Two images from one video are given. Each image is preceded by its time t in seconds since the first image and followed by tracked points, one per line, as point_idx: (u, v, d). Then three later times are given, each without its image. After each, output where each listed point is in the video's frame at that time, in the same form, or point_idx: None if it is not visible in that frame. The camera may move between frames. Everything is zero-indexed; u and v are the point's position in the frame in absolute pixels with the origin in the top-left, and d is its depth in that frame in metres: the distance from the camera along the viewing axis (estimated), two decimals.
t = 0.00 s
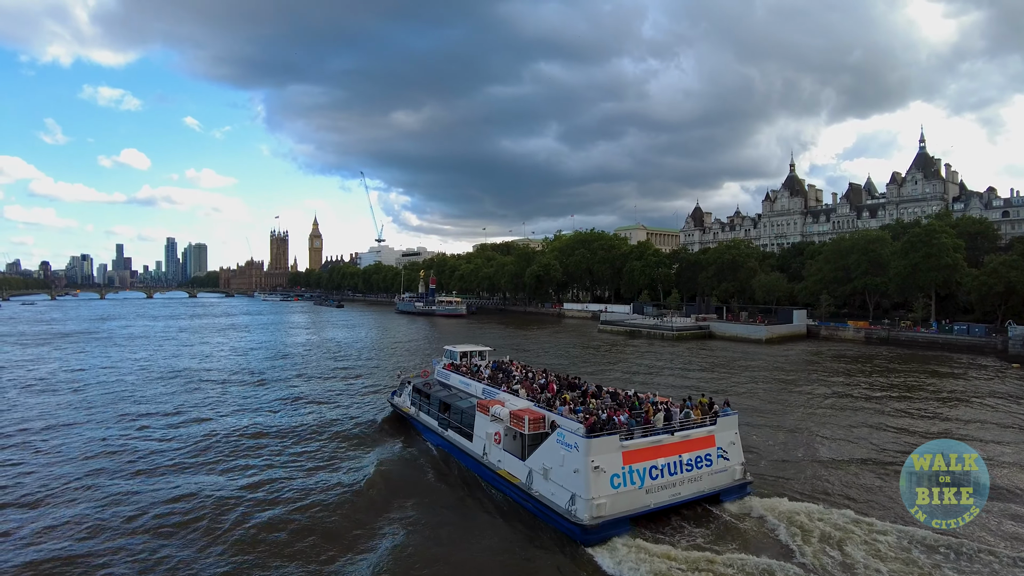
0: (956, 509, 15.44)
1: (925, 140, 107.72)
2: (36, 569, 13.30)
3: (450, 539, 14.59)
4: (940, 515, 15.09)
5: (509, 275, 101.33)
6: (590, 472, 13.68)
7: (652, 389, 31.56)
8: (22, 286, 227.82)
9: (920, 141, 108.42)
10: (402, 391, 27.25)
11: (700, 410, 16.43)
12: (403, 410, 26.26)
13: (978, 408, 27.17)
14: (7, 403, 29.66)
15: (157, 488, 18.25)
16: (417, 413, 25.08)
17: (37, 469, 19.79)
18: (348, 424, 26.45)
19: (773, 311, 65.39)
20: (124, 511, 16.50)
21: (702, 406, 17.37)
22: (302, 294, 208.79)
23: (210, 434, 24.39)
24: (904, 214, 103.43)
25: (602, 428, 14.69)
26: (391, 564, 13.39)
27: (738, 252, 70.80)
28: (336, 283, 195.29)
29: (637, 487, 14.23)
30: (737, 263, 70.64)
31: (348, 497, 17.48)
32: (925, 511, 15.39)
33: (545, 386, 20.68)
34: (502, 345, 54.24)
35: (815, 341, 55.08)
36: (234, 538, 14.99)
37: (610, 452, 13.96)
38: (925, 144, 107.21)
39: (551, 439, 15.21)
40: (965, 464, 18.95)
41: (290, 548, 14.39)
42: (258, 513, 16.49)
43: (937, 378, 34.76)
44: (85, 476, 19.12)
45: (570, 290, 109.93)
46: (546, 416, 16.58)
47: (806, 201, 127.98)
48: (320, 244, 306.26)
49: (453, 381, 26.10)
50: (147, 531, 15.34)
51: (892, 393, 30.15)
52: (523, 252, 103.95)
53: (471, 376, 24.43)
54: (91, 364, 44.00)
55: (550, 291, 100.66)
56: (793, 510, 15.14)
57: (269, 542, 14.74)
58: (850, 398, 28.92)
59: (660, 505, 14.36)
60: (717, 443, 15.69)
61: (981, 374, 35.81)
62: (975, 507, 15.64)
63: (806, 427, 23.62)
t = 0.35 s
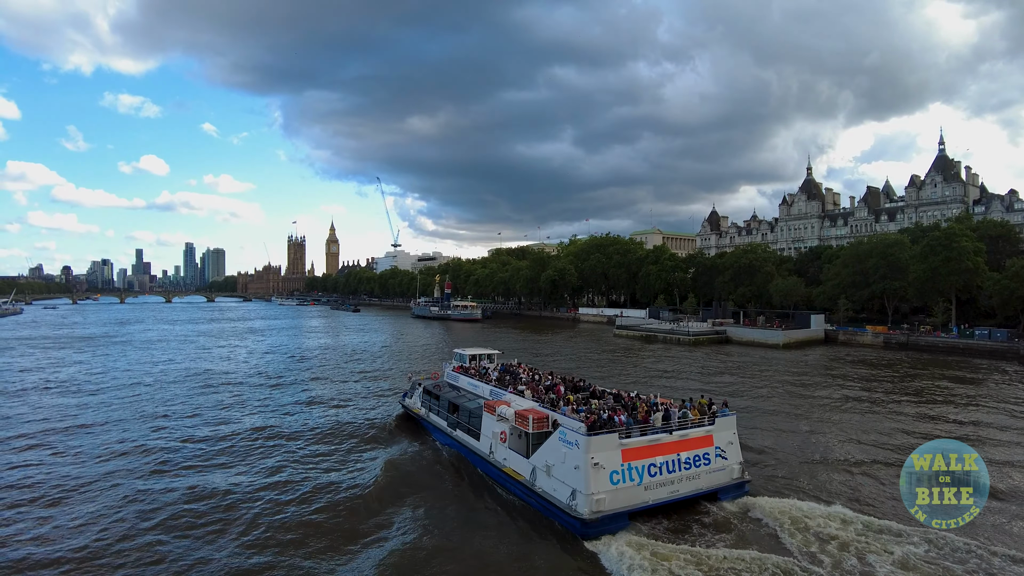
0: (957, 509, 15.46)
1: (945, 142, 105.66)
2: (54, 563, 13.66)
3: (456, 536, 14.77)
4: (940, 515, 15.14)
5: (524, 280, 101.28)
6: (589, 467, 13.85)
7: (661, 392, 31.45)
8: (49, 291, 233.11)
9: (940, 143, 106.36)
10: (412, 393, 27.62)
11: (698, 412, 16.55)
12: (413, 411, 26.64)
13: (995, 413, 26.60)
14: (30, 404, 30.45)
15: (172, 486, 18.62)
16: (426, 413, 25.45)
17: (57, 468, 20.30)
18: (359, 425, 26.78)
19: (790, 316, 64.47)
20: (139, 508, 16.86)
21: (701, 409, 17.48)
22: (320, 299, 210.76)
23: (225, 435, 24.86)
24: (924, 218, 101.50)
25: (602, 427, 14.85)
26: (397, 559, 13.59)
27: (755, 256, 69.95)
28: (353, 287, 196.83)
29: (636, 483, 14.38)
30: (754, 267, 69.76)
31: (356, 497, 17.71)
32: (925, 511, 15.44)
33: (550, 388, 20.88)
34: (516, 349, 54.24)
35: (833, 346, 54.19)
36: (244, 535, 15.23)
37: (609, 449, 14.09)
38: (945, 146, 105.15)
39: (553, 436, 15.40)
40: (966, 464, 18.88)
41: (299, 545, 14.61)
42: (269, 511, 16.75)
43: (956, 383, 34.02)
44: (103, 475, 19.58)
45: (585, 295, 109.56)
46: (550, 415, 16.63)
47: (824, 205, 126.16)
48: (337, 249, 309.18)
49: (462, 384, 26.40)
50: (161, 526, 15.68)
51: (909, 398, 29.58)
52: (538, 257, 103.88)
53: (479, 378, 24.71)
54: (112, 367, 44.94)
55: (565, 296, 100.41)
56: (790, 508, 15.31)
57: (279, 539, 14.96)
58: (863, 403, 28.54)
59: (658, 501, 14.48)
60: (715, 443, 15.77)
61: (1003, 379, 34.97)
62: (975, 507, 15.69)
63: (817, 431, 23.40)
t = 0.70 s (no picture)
0: (956, 509, 15.43)
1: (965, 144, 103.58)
2: (71, 554, 14.19)
3: (462, 532, 15.10)
4: (940, 515, 15.12)
5: (539, 284, 101.24)
6: (589, 465, 14.24)
7: (672, 396, 31.39)
8: (75, 296, 238.30)
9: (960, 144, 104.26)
10: (423, 394, 28.12)
11: (696, 411, 16.82)
12: (424, 413, 27.13)
13: (1014, 417, 26.00)
14: (54, 405, 31.36)
15: (188, 483, 19.18)
16: (437, 414, 25.95)
17: (79, 466, 21.00)
18: (371, 426, 27.22)
19: (807, 320, 63.55)
20: (156, 504, 17.38)
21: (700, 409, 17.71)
22: (337, 303, 212.60)
23: (241, 435, 25.44)
24: (944, 220, 99.54)
25: (602, 425, 15.23)
26: (403, 553, 13.97)
27: (772, 259, 69.11)
28: (369, 292, 198.30)
29: (634, 480, 14.74)
30: (771, 271, 68.91)
31: (366, 494, 18.12)
32: (925, 511, 15.42)
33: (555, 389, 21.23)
34: (531, 353, 54.24)
35: (851, 350, 53.30)
36: (256, 530, 15.65)
37: (609, 448, 14.46)
38: (965, 147, 103.05)
39: (555, 435, 15.83)
40: (966, 465, 18.56)
41: (310, 540, 15.00)
42: (282, 507, 17.20)
43: (977, 388, 33.26)
44: (122, 472, 20.20)
45: (601, 299, 109.19)
46: (553, 414, 17.15)
47: (841, 207, 124.36)
48: (354, 253, 311.91)
49: (470, 386, 26.80)
50: (178, 521, 16.18)
51: (927, 403, 29.00)
52: (553, 261, 103.84)
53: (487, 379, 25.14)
54: (133, 370, 45.98)
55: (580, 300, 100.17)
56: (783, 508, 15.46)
57: (290, 535, 15.37)
58: (876, 407, 28.22)
59: (657, 498, 14.80)
60: (714, 442, 16.01)
61: None
62: (975, 506, 15.70)
63: (826, 434, 23.27)
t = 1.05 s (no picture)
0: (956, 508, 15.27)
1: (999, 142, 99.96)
2: (97, 542, 15.03)
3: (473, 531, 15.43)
4: (940, 515, 14.99)
5: (562, 287, 101.03)
6: (598, 463, 14.67)
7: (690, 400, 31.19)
8: (112, 301, 246.05)
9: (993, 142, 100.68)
10: (442, 395, 28.65)
11: (704, 411, 17.06)
12: (442, 413, 27.64)
13: None
14: (90, 405, 32.67)
15: (213, 479, 19.87)
16: (454, 415, 26.48)
17: (110, 462, 21.91)
18: (390, 426, 27.69)
19: (834, 323, 62.09)
20: (180, 499, 18.04)
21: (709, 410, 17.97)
22: (363, 307, 215.12)
23: (265, 434, 26.17)
24: (975, 221, 96.26)
25: (611, 425, 15.64)
26: (412, 547, 14.43)
27: (798, 261, 67.74)
28: (394, 295, 200.31)
29: (642, 478, 15.07)
30: (796, 273, 67.56)
31: (382, 492, 18.54)
32: (926, 511, 15.26)
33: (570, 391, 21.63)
34: (555, 357, 54.14)
35: (878, 354, 51.93)
36: (274, 526, 16.14)
37: (617, 446, 14.85)
38: (999, 145, 99.45)
39: (567, 434, 16.28)
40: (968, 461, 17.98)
41: (326, 536, 15.44)
42: (300, 504, 17.73)
43: (1010, 392, 32.07)
44: (150, 468, 21.12)
45: (625, 302, 108.38)
46: (565, 414, 17.72)
47: (869, 209, 121.22)
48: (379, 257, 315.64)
49: (486, 387, 27.20)
50: (199, 514, 16.90)
51: (955, 407, 28.13)
52: (577, 265, 103.56)
53: (504, 381, 25.60)
54: (165, 371, 47.48)
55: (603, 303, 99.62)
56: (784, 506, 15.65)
57: (307, 530, 15.83)
58: (899, 411, 27.61)
59: (664, 496, 15.11)
60: (721, 442, 16.20)
61: None
62: (975, 505, 15.51)
63: (847, 437, 22.85)
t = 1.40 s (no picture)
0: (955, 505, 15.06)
1: None
2: (152, 525, 16.21)
3: (506, 527, 15.63)
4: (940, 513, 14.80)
5: (609, 289, 99.95)
6: (631, 461, 14.84)
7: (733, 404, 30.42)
8: (179, 304, 260.28)
9: None
10: (483, 395, 28.98)
11: (739, 414, 16.95)
12: (483, 411, 27.97)
13: None
14: (154, 401, 34.86)
15: (259, 472, 20.81)
16: (495, 414, 26.79)
17: (168, 453, 23.32)
18: (431, 424, 28.19)
19: (891, 327, 58.80)
20: (228, 489, 19.04)
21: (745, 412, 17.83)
22: (411, 309, 219.33)
23: (312, 430, 27.20)
24: None
25: (645, 425, 15.78)
26: (443, 540, 14.86)
27: (853, 263, 64.62)
28: (441, 298, 203.31)
29: (675, 477, 15.15)
30: (851, 275, 64.44)
31: (418, 488, 18.97)
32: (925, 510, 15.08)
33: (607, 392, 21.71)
34: (603, 361, 53.54)
35: (938, 359, 48.86)
36: (312, 518, 16.77)
37: (650, 446, 14.97)
38: None
39: (602, 434, 16.50)
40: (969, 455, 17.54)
41: (361, 529, 15.98)
42: (339, 497, 18.40)
43: None
44: (205, 459, 22.48)
45: (674, 305, 106.06)
46: (601, 414, 17.94)
47: (927, 208, 114.20)
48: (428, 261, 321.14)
49: (526, 388, 27.33)
50: (246, 503, 17.89)
51: None
52: (624, 267, 102.20)
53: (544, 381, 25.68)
54: (224, 371, 49.97)
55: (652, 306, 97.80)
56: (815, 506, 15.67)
57: (343, 523, 16.39)
58: (962, 418, 25.95)
59: (698, 495, 15.15)
60: (755, 443, 16.09)
61: None
62: (974, 505, 15.02)
63: (900, 445, 21.75)
